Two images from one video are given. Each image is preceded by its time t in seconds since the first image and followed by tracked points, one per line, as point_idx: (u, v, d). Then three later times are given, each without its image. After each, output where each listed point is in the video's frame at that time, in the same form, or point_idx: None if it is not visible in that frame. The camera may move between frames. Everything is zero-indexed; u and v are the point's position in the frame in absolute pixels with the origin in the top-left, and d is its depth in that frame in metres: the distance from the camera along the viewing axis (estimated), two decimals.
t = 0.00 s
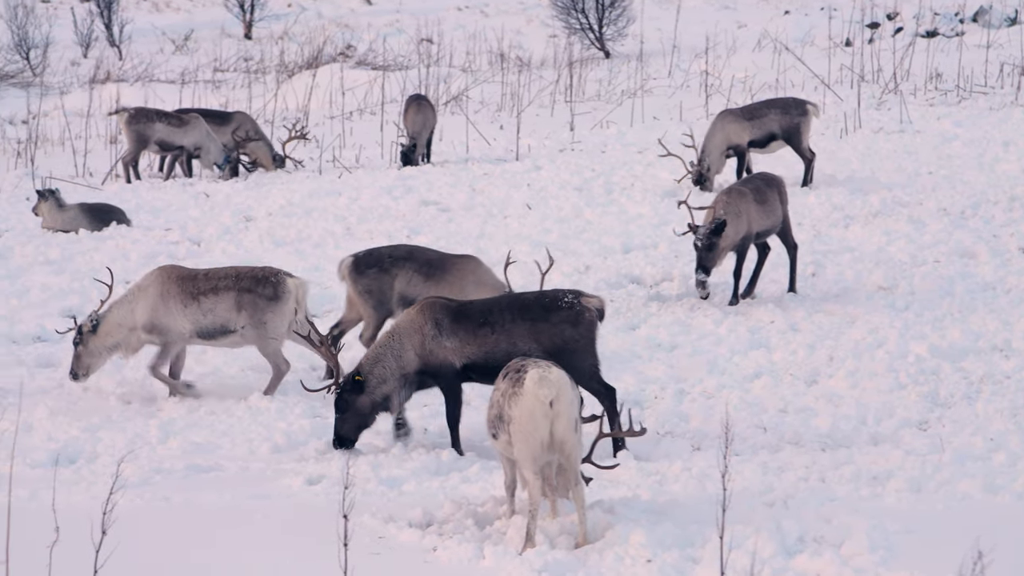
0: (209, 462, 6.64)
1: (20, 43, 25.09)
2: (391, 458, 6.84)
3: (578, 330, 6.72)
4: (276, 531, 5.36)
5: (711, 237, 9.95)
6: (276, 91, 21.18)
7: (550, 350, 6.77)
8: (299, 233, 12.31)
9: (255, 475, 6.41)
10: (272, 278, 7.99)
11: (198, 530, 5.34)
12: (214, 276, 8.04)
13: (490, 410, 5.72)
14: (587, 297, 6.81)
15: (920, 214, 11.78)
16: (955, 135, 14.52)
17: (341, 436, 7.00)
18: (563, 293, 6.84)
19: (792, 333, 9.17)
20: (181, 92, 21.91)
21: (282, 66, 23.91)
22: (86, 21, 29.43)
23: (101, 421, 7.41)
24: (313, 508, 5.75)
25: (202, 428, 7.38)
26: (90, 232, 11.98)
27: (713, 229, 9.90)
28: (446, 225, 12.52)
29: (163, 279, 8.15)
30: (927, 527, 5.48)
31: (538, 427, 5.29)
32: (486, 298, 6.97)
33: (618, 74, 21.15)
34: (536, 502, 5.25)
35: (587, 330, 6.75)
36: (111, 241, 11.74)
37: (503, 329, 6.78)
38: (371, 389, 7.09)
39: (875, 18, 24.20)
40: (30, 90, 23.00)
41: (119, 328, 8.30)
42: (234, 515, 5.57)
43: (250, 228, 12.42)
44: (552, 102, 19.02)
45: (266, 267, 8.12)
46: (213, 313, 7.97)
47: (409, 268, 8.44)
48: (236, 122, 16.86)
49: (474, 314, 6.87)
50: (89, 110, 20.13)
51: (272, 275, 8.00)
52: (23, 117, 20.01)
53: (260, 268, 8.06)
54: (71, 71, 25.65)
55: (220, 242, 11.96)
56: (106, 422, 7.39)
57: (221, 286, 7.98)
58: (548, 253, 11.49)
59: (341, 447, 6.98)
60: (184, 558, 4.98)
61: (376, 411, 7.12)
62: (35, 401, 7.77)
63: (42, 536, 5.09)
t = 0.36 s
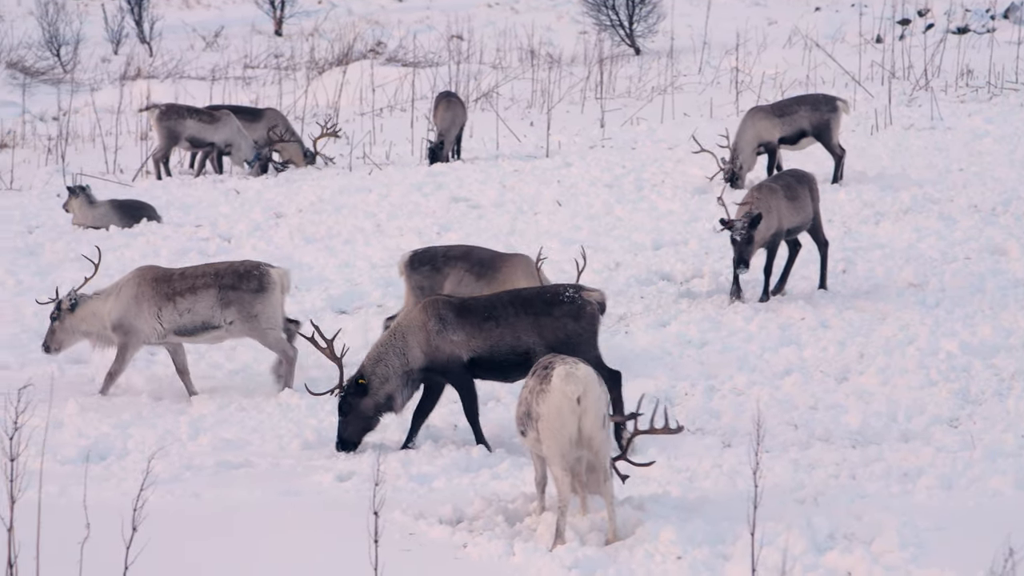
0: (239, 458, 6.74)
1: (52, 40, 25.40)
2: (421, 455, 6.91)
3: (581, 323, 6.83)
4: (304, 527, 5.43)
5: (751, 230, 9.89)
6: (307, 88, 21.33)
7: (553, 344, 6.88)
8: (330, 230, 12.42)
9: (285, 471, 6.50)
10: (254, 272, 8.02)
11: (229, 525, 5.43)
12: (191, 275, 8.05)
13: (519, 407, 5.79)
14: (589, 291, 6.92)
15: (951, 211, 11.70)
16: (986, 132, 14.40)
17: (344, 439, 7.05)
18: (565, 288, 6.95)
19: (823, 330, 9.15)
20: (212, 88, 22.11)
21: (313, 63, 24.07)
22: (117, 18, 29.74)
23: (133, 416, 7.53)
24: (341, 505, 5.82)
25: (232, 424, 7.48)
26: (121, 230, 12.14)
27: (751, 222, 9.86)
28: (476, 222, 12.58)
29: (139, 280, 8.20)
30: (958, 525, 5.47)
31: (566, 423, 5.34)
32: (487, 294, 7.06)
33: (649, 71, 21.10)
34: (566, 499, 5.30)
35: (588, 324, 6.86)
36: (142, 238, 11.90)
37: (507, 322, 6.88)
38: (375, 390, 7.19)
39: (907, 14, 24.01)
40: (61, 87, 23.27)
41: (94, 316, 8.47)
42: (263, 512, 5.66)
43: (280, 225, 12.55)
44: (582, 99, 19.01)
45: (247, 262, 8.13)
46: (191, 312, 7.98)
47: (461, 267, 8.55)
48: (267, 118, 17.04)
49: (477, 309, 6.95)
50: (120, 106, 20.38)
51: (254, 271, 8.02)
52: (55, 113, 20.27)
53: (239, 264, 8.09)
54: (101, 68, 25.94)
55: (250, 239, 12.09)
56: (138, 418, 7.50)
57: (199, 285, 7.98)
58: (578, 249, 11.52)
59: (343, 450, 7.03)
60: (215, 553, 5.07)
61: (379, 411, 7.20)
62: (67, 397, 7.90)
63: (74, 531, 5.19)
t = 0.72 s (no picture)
0: (268, 454, 6.83)
1: (82, 36, 25.67)
2: (449, 451, 6.97)
3: (574, 318, 6.79)
4: (331, 523, 5.49)
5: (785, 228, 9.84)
6: (335, 83, 21.46)
7: (549, 338, 6.85)
8: (358, 225, 12.51)
9: (314, 466, 6.58)
10: (232, 275, 8.08)
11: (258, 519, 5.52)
12: (166, 275, 8.08)
13: (548, 402, 5.85)
14: (588, 287, 6.88)
15: (981, 207, 11.62)
16: (1016, 127, 14.29)
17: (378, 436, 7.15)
18: (565, 283, 6.92)
19: (852, 325, 9.13)
20: (241, 84, 22.29)
21: (341, 59, 24.20)
22: (146, 12, 30.00)
23: (162, 411, 7.63)
24: (367, 501, 5.88)
25: (261, 419, 7.58)
26: (150, 225, 12.30)
27: (786, 220, 9.79)
28: (505, 217, 12.64)
29: (111, 274, 8.21)
30: (988, 521, 5.47)
31: (593, 418, 5.38)
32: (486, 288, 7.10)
33: (677, 66, 21.06)
34: (593, 495, 5.34)
35: (584, 319, 6.82)
36: (171, 234, 12.04)
37: (502, 314, 6.91)
38: (387, 390, 7.28)
39: (937, 8, 23.81)
40: (91, 82, 23.50)
41: (68, 318, 8.42)
42: (293, 507, 5.75)
43: (309, 220, 12.66)
44: (611, 94, 19.02)
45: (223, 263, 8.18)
46: (170, 312, 8.04)
47: (502, 264, 8.86)
48: (296, 113, 17.19)
49: (475, 302, 7.01)
50: (149, 102, 20.59)
51: (232, 272, 8.08)
52: (85, 108, 20.49)
53: (216, 266, 8.12)
54: (131, 63, 26.21)
55: (278, 234, 12.20)
56: (167, 413, 7.60)
57: (176, 286, 8.03)
58: (608, 245, 11.54)
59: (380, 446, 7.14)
60: (247, 546, 5.15)
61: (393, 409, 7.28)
62: (97, 393, 8.01)
63: (103, 526, 5.26)
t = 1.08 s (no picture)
0: (297, 449, 6.93)
1: (111, 31, 25.92)
2: (476, 446, 7.04)
3: (578, 315, 6.96)
4: (356, 519, 5.54)
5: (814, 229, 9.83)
6: (363, 79, 21.57)
7: (552, 335, 7.01)
8: (386, 220, 12.61)
9: (342, 462, 6.66)
10: (205, 264, 8.13)
11: (287, 514, 5.59)
12: (144, 264, 8.14)
13: (575, 399, 5.91)
14: (590, 285, 7.06)
15: (1011, 202, 11.55)
16: None
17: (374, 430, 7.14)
18: (566, 281, 7.09)
19: (880, 320, 9.10)
20: (269, 80, 22.46)
21: (369, 54, 24.33)
22: (174, 8, 30.24)
23: (190, 406, 7.72)
24: (391, 497, 5.93)
25: (289, 415, 7.68)
26: (178, 220, 12.46)
27: (814, 219, 9.80)
28: (533, 212, 12.69)
29: (91, 269, 8.21)
30: (1017, 517, 5.47)
31: (620, 413, 5.43)
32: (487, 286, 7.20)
33: (705, 61, 21.01)
34: (620, 489, 5.39)
35: (587, 317, 7.00)
36: (199, 229, 12.18)
37: (504, 312, 7.01)
38: (385, 386, 7.30)
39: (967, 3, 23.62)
40: (119, 78, 23.74)
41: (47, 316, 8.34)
42: (322, 501, 5.82)
43: (337, 215, 12.76)
44: (639, 89, 19.00)
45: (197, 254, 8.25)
46: (145, 300, 8.08)
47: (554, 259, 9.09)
48: (325, 109, 17.37)
49: (476, 300, 7.10)
50: (177, 97, 20.80)
51: (205, 261, 8.14)
52: (114, 104, 20.74)
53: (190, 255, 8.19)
54: (159, 59, 26.46)
55: (306, 229, 12.31)
56: (194, 408, 7.69)
57: (151, 274, 8.08)
58: (636, 240, 11.56)
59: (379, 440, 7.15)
60: (277, 540, 5.23)
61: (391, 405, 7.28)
62: (126, 387, 8.11)
63: (131, 521, 5.32)
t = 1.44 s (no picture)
0: (323, 446, 7.02)
1: (136, 28, 26.12)
2: (502, 443, 7.10)
3: (578, 313, 7.02)
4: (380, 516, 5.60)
5: (834, 248, 9.77)
6: (389, 76, 21.66)
7: (550, 334, 7.07)
8: (412, 217, 12.69)
9: (367, 459, 6.75)
10: (179, 268, 8.20)
11: (313, 509, 5.67)
12: (122, 263, 8.27)
13: (602, 395, 5.97)
14: (590, 282, 7.10)
15: None
16: None
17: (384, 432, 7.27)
18: (566, 279, 7.15)
19: (907, 317, 9.08)
20: (294, 77, 22.61)
21: (394, 51, 24.43)
22: (199, 4, 30.46)
23: (217, 403, 7.83)
24: (414, 494, 5.99)
25: (313, 414, 7.77)
26: (204, 217, 12.60)
27: (835, 240, 9.72)
28: (559, 209, 12.74)
29: (72, 263, 8.37)
30: None
31: (644, 409, 5.48)
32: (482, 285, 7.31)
33: (731, 58, 20.95)
34: (643, 485, 5.43)
35: (588, 314, 7.04)
36: (224, 226, 12.30)
37: (499, 311, 7.10)
38: (376, 377, 7.55)
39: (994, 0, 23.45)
40: (145, 74, 23.95)
41: (25, 308, 8.49)
42: (347, 497, 5.89)
43: (362, 212, 12.86)
44: (665, 86, 18.98)
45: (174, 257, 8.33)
46: (117, 300, 8.19)
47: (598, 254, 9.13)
48: (349, 105, 17.49)
49: (471, 299, 7.20)
50: (202, 94, 20.98)
51: (178, 265, 8.21)
52: (139, 101, 20.95)
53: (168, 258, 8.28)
54: (184, 55, 26.66)
55: (331, 226, 12.41)
56: (220, 405, 7.79)
57: (126, 274, 8.20)
58: (661, 237, 11.57)
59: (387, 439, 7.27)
60: (303, 535, 5.30)
61: (380, 397, 7.52)
62: (152, 384, 8.22)
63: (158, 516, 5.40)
